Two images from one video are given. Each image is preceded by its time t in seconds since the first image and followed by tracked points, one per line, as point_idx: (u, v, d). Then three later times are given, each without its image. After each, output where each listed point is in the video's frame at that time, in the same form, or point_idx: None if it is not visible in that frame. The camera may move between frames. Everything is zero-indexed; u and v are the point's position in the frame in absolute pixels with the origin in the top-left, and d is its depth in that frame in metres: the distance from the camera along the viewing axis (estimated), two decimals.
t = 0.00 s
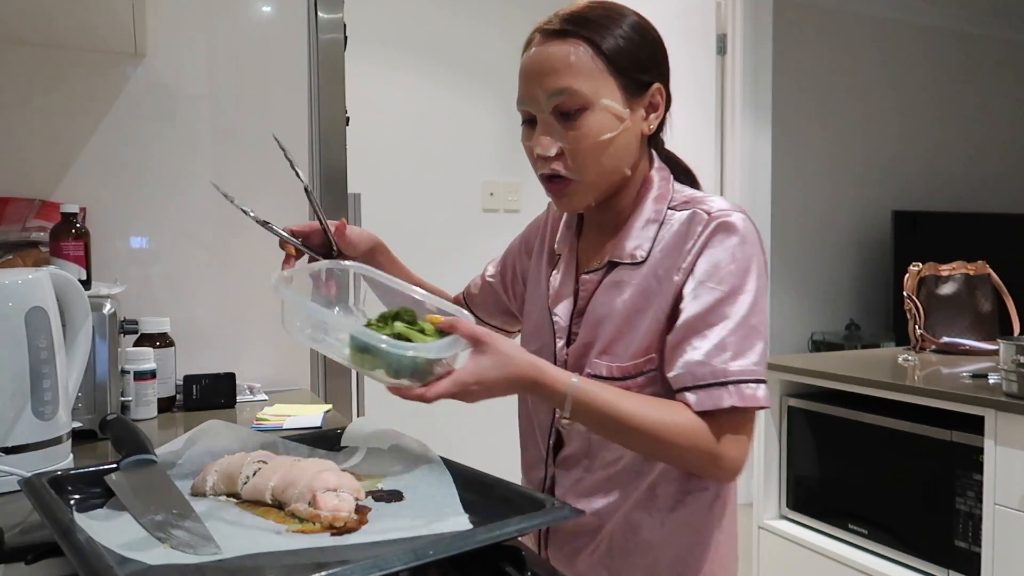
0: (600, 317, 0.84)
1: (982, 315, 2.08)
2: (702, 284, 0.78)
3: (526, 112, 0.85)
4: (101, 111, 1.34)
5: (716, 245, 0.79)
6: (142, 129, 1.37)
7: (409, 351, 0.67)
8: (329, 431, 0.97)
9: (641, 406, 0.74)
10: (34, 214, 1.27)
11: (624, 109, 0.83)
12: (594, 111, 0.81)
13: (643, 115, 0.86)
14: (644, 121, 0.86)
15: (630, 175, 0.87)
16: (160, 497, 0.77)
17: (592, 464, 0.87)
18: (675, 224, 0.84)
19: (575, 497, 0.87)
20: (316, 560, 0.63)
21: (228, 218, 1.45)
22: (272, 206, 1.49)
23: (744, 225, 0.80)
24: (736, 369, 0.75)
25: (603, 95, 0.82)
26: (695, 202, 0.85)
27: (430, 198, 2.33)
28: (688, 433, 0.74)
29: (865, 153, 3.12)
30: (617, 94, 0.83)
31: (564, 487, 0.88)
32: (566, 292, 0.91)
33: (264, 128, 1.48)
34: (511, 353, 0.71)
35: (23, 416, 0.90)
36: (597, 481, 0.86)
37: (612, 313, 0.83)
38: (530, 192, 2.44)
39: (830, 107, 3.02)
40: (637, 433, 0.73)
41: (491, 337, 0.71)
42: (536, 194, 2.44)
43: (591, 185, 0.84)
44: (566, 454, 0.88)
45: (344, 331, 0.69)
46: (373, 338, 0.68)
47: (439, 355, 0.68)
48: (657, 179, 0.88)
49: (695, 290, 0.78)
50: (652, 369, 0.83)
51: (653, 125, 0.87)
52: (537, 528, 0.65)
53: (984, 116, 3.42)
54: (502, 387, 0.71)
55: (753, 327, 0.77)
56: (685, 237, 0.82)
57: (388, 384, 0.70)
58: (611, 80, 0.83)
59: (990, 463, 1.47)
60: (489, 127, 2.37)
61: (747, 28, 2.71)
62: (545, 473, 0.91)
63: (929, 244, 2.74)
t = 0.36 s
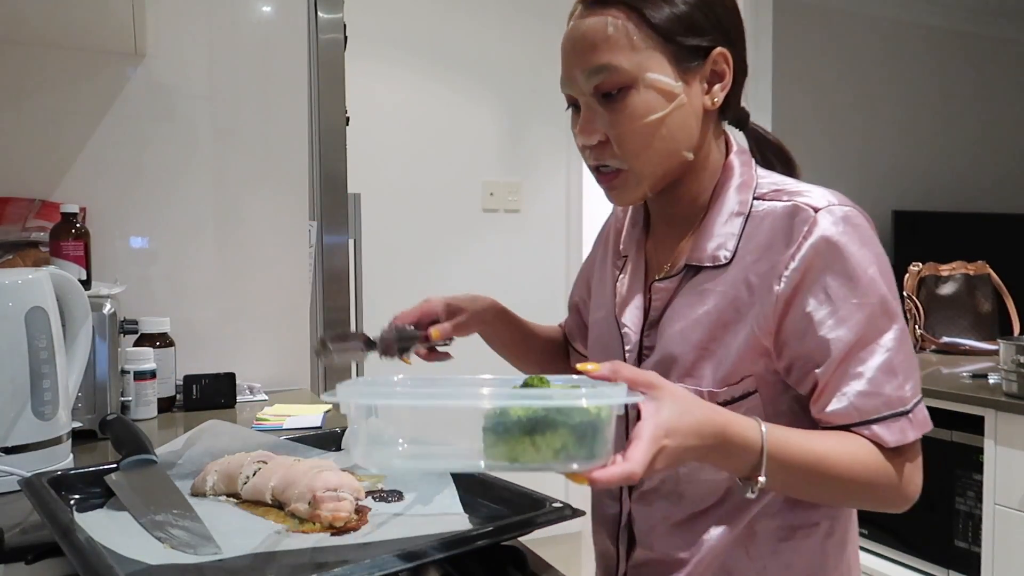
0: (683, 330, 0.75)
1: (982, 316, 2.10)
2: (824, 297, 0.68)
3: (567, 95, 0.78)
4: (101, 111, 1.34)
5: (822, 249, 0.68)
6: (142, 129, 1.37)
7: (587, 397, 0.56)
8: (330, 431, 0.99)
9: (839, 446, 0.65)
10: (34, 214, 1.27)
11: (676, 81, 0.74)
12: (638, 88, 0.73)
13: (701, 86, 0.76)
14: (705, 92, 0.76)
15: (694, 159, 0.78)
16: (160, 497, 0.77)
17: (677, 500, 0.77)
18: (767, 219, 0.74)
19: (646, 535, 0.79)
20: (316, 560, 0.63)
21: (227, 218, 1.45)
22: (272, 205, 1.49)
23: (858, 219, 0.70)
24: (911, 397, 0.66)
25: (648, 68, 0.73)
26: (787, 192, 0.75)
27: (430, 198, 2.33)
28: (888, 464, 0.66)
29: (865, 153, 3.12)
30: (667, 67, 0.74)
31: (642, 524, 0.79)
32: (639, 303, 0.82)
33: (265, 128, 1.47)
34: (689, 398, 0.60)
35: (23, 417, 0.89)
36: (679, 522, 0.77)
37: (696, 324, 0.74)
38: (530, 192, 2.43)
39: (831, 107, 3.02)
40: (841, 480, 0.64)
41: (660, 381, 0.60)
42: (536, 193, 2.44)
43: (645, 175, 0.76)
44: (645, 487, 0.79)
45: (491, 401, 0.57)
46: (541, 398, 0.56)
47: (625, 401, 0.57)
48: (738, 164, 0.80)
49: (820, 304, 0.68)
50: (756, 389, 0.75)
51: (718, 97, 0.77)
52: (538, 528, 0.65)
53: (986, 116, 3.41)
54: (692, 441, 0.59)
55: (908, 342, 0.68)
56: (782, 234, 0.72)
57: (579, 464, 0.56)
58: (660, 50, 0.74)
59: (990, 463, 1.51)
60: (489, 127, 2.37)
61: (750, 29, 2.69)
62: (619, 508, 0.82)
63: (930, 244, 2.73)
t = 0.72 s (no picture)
0: (707, 338, 0.75)
1: (982, 315, 2.14)
2: (841, 323, 0.65)
3: (584, 88, 0.78)
4: (101, 112, 1.34)
5: (840, 270, 0.66)
6: (142, 128, 1.37)
7: (555, 458, 0.55)
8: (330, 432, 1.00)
9: (834, 484, 0.65)
10: (33, 214, 1.27)
11: (693, 76, 0.73)
12: (651, 84, 0.73)
13: (723, 78, 0.75)
14: (726, 84, 0.76)
15: (713, 157, 0.78)
16: (160, 498, 0.78)
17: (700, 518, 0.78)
18: (794, 225, 0.73)
19: (671, 550, 0.81)
20: (316, 559, 0.64)
21: (227, 218, 1.45)
22: (273, 205, 1.49)
23: (895, 236, 0.67)
24: (934, 436, 0.64)
25: (661, 62, 0.73)
26: (819, 195, 0.73)
27: (430, 199, 2.33)
28: (893, 504, 0.65)
29: (865, 153, 3.12)
30: (681, 60, 0.73)
31: (667, 540, 0.81)
32: (663, 310, 0.83)
33: (265, 128, 1.47)
34: (672, 448, 0.62)
35: (23, 416, 0.90)
36: (701, 542, 0.78)
37: (721, 332, 0.74)
38: (530, 192, 2.43)
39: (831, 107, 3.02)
40: (836, 522, 0.64)
41: (643, 430, 0.62)
42: (537, 193, 2.43)
43: (658, 173, 0.76)
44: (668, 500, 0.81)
45: (458, 454, 0.56)
46: (507, 457, 0.55)
47: (596, 459, 0.56)
48: (770, 163, 0.79)
49: (838, 326, 0.66)
50: (778, 410, 0.73)
51: (742, 89, 0.76)
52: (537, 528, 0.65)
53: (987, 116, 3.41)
54: (672, 488, 0.61)
55: (936, 373, 0.65)
56: (809, 242, 0.71)
57: (542, 520, 0.57)
58: (676, 42, 0.73)
59: (991, 462, 1.59)
60: (489, 127, 2.37)
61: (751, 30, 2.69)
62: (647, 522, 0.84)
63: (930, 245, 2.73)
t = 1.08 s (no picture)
0: (703, 351, 0.76)
1: (982, 315, 2.15)
2: (835, 336, 0.65)
3: (571, 89, 0.78)
4: (101, 112, 1.34)
5: (833, 280, 0.65)
6: (141, 129, 1.37)
7: (538, 480, 0.54)
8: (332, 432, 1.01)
9: (829, 499, 0.64)
10: (34, 214, 1.27)
11: (681, 81, 0.73)
12: (638, 87, 0.73)
13: (712, 84, 0.75)
14: (716, 91, 0.76)
15: (701, 165, 0.78)
16: (160, 498, 0.78)
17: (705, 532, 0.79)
18: (788, 235, 0.73)
19: (677, 562, 0.81)
20: (316, 560, 0.64)
21: (227, 217, 1.45)
22: (273, 206, 1.49)
23: (890, 244, 0.66)
24: (935, 452, 0.62)
25: (649, 66, 0.73)
26: (813, 202, 0.73)
27: (431, 199, 2.33)
28: (891, 519, 0.64)
29: (866, 153, 3.12)
30: (669, 66, 0.73)
31: (673, 552, 0.82)
32: (662, 322, 0.84)
33: (265, 128, 1.47)
34: (659, 461, 0.62)
35: (23, 417, 0.90)
36: (706, 555, 0.79)
37: (716, 344, 0.75)
38: (531, 192, 2.43)
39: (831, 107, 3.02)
40: (832, 536, 0.64)
41: (630, 442, 0.62)
42: (537, 194, 2.44)
43: (643, 179, 0.76)
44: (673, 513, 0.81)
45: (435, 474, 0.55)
46: (489, 477, 0.55)
47: (579, 479, 0.56)
48: (764, 168, 0.78)
49: (831, 339, 0.65)
50: (775, 424, 0.73)
51: (733, 98, 0.76)
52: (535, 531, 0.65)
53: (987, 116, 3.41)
54: (659, 503, 0.61)
55: (938, 386, 0.63)
56: (803, 252, 0.70)
57: (525, 538, 0.56)
58: (664, 46, 0.73)
59: (991, 463, 1.61)
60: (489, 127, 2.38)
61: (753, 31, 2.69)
62: (654, 533, 0.85)
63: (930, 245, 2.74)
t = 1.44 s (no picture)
0: (705, 360, 0.76)
1: (982, 316, 2.15)
2: (837, 341, 0.64)
3: (565, 98, 0.78)
4: (100, 112, 1.34)
5: (835, 285, 0.65)
6: (142, 128, 1.37)
7: (540, 492, 0.54)
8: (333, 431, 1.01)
9: (835, 504, 0.64)
10: (34, 214, 1.27)
11: (675, 86, 0.73)
12: (631, 95, 0.73)
13: (707, 87, 0.75)
14: (711, 94, 0.75)
15: (702, 169, 0.78)
16: (160, 498, 0.78)
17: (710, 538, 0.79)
18: (788, 238, 0.73)
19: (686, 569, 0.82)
20: (317, 560, 0.64)
21: (227, 217, 1.45)
22: (273, 206, 1.49)
23: (890, 246, 0.66)
24: (942, 457, 0.62)
25: (642, 73, 0.73)
26: (812, 204, 0.73)
27: (431, 199, 2.33)
28: (898, 524, 0.64)
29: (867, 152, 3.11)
30: (663, 72, 0.73)
31: (680, 558, 0.82)
32: (662, 328, 0.84)
33: (265, 128, 1.47)
34: (659, 466, 0.62)
35: (23, 416, 0.89)
36: (715, 560, 0.79)
37: (717, 351, 0.75)
38: (531, 192, 2.43)
39: (832, 107, 3.01)
40: (839, 542, 0.64)
41: (632, 450, 0.62)
42: (536, 194, 2.44)
43: (642, 186, 0.76)
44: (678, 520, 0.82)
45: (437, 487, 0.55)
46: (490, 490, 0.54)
47: (580, 490, 0.56)
48: (762, 170, 0.78)
49: (834, 345, 0.65)
50: (779, 431, 0.73)
51: (728, 98, 0.76)
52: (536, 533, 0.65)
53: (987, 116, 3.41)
54: (663, 510, 0.61)
55: (944, 389, 0.63)
56: (802, 255, 0.70)
57: (526, 550, 0.56)
58: (656, 52, 0.73)
59: (991, 462, 1.61)
60: (489, 126, 2.38)
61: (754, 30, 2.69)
62: (659, 541, 0.85)
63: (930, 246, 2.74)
